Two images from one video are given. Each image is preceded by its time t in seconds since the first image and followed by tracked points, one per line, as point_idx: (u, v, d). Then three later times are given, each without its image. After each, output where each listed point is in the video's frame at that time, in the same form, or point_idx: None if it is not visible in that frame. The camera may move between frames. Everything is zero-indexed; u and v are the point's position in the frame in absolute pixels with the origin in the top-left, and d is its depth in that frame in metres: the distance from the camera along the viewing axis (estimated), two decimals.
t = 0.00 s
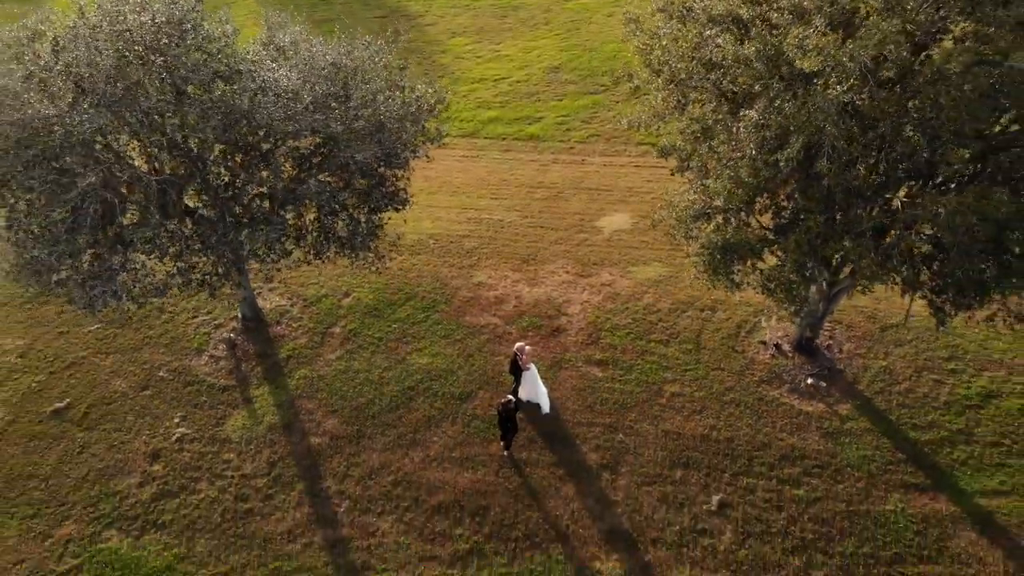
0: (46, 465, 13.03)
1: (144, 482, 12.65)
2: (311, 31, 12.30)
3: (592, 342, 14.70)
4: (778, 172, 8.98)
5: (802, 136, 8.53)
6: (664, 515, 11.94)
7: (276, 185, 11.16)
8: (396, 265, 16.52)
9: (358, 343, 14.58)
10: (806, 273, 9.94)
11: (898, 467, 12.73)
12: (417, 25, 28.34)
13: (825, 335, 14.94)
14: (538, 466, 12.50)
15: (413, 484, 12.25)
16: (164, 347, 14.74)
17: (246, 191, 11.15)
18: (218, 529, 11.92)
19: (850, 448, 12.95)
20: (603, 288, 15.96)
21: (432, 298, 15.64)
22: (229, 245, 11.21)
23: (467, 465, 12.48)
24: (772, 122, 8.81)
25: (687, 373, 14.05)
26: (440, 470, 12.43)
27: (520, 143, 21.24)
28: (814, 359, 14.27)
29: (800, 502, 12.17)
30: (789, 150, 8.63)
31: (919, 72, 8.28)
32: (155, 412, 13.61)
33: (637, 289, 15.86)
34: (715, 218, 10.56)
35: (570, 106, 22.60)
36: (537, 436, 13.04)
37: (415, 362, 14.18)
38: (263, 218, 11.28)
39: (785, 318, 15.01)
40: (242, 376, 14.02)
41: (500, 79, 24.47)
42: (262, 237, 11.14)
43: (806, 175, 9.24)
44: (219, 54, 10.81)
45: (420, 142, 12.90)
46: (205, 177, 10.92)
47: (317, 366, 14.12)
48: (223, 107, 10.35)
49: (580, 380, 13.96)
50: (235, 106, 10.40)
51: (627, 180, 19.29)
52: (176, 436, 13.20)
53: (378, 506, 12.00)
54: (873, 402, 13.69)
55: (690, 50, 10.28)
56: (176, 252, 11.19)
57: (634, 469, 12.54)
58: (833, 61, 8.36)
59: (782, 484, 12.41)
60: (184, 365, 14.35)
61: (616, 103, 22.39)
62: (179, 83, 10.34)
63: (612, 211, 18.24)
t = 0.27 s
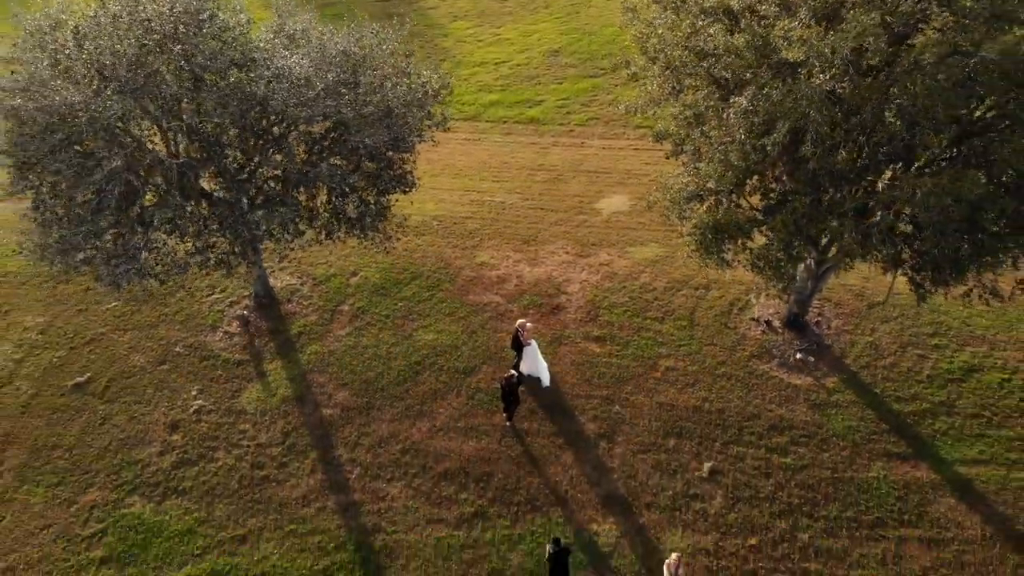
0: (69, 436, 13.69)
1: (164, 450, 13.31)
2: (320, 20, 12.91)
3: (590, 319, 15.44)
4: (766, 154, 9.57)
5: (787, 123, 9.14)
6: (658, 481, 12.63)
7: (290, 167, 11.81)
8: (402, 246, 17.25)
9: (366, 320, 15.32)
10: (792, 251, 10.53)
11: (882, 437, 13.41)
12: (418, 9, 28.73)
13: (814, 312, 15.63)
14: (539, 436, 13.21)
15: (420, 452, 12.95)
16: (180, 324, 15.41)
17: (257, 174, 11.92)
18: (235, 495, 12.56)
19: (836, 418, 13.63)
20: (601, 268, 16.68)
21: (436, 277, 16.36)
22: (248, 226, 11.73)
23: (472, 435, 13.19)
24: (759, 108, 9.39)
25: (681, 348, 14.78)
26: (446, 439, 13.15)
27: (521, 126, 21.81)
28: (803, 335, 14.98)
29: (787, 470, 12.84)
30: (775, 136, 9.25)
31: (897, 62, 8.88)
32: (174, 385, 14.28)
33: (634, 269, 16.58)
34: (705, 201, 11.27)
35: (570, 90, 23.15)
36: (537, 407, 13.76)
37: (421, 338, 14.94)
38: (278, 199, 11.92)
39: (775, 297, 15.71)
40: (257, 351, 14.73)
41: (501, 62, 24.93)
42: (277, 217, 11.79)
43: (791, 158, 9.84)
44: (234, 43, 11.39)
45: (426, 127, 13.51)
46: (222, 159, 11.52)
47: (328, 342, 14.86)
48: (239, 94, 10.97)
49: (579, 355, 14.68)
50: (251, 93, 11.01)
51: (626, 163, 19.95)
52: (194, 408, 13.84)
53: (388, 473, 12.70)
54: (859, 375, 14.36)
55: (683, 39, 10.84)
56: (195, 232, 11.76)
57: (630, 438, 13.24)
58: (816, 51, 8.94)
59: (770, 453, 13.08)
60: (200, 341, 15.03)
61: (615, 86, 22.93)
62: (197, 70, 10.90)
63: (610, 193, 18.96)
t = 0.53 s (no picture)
0: (91, 407, 14.36)
1: (183, 420, 13.99)
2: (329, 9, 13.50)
3: (588, 297, 16.24)
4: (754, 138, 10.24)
5: (774, 108, 9.78)
6: (652, 449, 13.35)
7: (303, 151, 12.44)
8: (409, 227, 18.09)
9: (375, 298, 16.14)
10: (780, 231, 11.14)
11: (866, 408, 14.10)
12: None
13: (804, 290, 16.40)
14: (540, 406, 14.01)
15: (428, 422, 13.73)
16: (195, 302, 16.10)
17: (269, 157, 12.75)
18: (252, 462, 13.23)
19: (823, 390, 14.33)
20: (599, 248, 17.50)
21: (440, 257, 17.15)
22: (264, 207, 12.80)
23: (476, 406, 13.97)
24: (749, 94, 10.04)
25: (675, 324, 15.55)
26: (452, 410, 13.93)
27: (521, 109, 22.66)
28: (792, 313, 15.75)
29: (775, 439, 13.54)
30: (763, 121, 9.92)
31: (877, 51, 9.59)
32: (191, 359, 14.97)
33: (631, 249, 17.42)
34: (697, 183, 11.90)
35: (569, 74, 24.00)
36: (538, 380, 14.55)
37: (428, 315, 15.76)
38: (291, 182, 12.69)
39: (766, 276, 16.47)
40: (270, 326, 15.50)
41: (501, 47, 25.79)
42: (292, 199, 12.73)
43: (779, 143, 10.46)
44: (249, 32, 11.99)
45: (432, 112, 14.18)
46: (238, 144, 12.19)
47: (338, 319, 15.64)
48: (254, 81, 11.58)
49: (578, 331, 15.47)
50: (265, 79, 11.62)
51: (624, 146, 20.79)
52: (211, 380, 14.54)
53: (397, 442, 13.43)
54: (845, 350, 15.09)
55: (674, 30, 11.53)
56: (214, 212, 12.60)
57: (625, 409, 14.00)
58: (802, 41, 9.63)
59: (759, 423, 13.79)
60: (215, 317, 15.73)
61: (612, 71, 23.78)
62: (215, 60, 11.59)
63: (608, 175, 19.79)
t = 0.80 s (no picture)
0: (111, 382, 15.03)
1: (199, 394, 14.66)
2: None
3: (587, 277, 16.92)
4: (743, 125, 10.97)
5: (763, 95, 10.49)
6: (647, 421, 14.05)
7: (315, 136, 13.07)
8: (414, 211, 18.76)
9: (382, 278, 16.84)
10: (768, 212, 11.77)
11: (852, 382, 14.79)
12: None
13: (794, 271, 17.09)
14: (541, 380, 14.73)
15: (434, 395, 14.45)
16: (209, 282, 16.77)
17: (282, 143, 13.23)
18: (266, 434, 13.91)
19: (811, 366, 15.02)
20: (598, 231, 18.15)
21: (444, 240, 17.82)
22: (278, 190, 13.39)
23: (479, 381, 14.68)
24: (739, 83, 10.79)
25: (670, 303, 16.24)
26: (457, 384, 14.64)
27: (522, 95, 23.24)
28: (782, 292, 16.45)
29: (765, 411, 14.23)
30: (752, 108, 10.63)
31: (859, 42, 10.28)
32: (206, 336, 15.65)
33: (629, 232, 18.09)
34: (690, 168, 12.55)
35: (569, 60, 24.58)
36: (539, 356, 15.26)
37: (433, 294, 16.44)
38: (304, 166, 13.29)
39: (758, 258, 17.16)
40: (282, 305, 16.19)
41: (503, 33, 26.33)
42: (305, 182, 13.27)
43: (767, 128, 11.11)
44: (262, 22, 12.58)
45: (437, 99, 14.82)
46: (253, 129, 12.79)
47: (347, 299, 16.34)
48: (269, 69, 12.18)
49: (577, 310, 16.15)
50: (278, 68, 12.22)
51: (622, 131, 21.43)
52: (226, 356, 15.22)
53: (404, 415, 14.14)
54: (833, 327, 15.78)
55: (669, 21, 12.15)
56: (230, 195, 13.23)
57: (622, 382, 14.71)
58: (788, 32, 10.30)
59: (749, 396, 14.48)
60: (228, 297, 16.41)
61: (611, 57, 24.39)
62: (230, 49, 12.13)
63: (607, 160, 20.42)
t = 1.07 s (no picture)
0: (130, 367, 15.68)
1: (214, 379, 15.32)
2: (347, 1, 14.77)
3: (585, 268, 17.60)
4: (733, 121, 11.64)
5: (751, 93, 11.17)
6: (642, 404, 14.71)
7: (326, 131, 13.78)
8: (419, 205, 19.45)
9: (388, 269, 17.55)
10: (757, 204, 12.44)
11: (839, 367, 15.46)
12: None
13: (785, 262, 17.78)
14: (542, 366, 15.42)
15: (439, 380, 15.12)
16: (222, 273, 17.49)
17: (295, 138, 14.00)
18: (280, 416, 14.57)
19: (800, 352, 15.69)
20: (596, 224, 18.81)
21: (448, 232, 18.51)
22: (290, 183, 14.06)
23: (482, 366, 15.35)
24: (728, 81, 11.48)
25: (665, 293, 16.93)
26: (461, 369, 15.31)
27: (522, 91, 23.89)
28: (773, 282, 17.14)
29: (756, 395, 14.88)
30: (741, 106, 11.33)
31: (842, 42, 10.90)
32: (221, 323, 16.34)
33: (626, 224, 18.76)
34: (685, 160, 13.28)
35: (569, 57, 25.22)
36: (539, 343, 15.94)
37: (437, 285, 17.12)
38: (316, 160, 13.97)
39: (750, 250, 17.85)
40: (293, 295, 16.90)
41: (503, 31, 26.96)
42: (317, 176, 13.97)
43: (756, 124, 11.78)
44: (275, 22, 13.24)
45: (442, 96, 15.49)
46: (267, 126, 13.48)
47: (355, 289, 17.05)
48: (282, 68, 12.85)
49: (576, 299, 16.83)
50: (292, 67, 12.91)
51: (620, 127, 22.09)
52: (239, 343, 15.90)
53: (411, 398, 14.80)
54: (821, 315, 16.47)
55: (663, 22, 12.81)
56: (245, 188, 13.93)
57: (619, 367, 15.39)
58: (775, 33, 10.97)
59: (740, 381, 15.15)
60: (241, 287, 17.12)
61: (609, 55, 25.05)
62: (245, 48, 12.79)
63: (605, 155, 21.08)
